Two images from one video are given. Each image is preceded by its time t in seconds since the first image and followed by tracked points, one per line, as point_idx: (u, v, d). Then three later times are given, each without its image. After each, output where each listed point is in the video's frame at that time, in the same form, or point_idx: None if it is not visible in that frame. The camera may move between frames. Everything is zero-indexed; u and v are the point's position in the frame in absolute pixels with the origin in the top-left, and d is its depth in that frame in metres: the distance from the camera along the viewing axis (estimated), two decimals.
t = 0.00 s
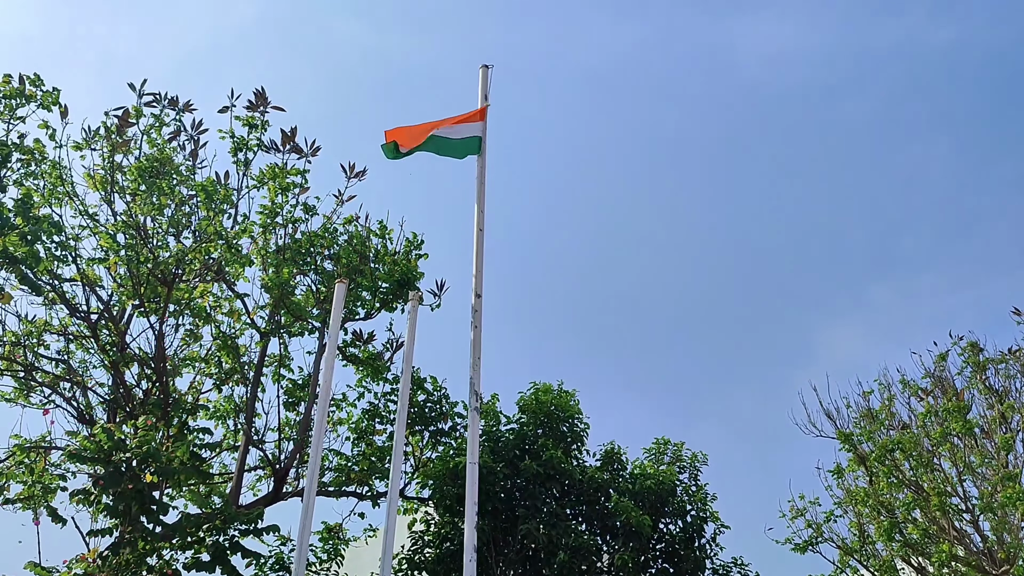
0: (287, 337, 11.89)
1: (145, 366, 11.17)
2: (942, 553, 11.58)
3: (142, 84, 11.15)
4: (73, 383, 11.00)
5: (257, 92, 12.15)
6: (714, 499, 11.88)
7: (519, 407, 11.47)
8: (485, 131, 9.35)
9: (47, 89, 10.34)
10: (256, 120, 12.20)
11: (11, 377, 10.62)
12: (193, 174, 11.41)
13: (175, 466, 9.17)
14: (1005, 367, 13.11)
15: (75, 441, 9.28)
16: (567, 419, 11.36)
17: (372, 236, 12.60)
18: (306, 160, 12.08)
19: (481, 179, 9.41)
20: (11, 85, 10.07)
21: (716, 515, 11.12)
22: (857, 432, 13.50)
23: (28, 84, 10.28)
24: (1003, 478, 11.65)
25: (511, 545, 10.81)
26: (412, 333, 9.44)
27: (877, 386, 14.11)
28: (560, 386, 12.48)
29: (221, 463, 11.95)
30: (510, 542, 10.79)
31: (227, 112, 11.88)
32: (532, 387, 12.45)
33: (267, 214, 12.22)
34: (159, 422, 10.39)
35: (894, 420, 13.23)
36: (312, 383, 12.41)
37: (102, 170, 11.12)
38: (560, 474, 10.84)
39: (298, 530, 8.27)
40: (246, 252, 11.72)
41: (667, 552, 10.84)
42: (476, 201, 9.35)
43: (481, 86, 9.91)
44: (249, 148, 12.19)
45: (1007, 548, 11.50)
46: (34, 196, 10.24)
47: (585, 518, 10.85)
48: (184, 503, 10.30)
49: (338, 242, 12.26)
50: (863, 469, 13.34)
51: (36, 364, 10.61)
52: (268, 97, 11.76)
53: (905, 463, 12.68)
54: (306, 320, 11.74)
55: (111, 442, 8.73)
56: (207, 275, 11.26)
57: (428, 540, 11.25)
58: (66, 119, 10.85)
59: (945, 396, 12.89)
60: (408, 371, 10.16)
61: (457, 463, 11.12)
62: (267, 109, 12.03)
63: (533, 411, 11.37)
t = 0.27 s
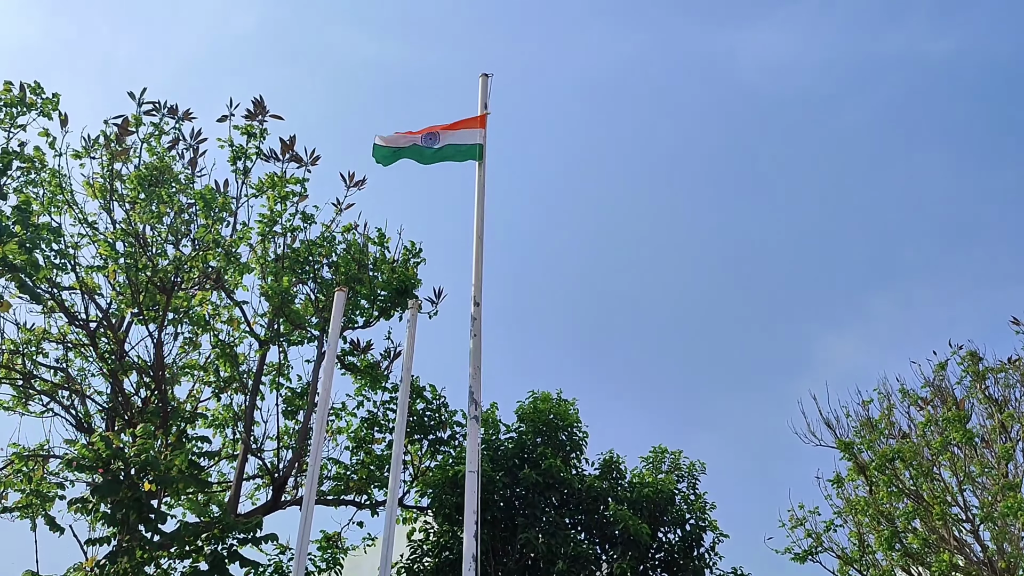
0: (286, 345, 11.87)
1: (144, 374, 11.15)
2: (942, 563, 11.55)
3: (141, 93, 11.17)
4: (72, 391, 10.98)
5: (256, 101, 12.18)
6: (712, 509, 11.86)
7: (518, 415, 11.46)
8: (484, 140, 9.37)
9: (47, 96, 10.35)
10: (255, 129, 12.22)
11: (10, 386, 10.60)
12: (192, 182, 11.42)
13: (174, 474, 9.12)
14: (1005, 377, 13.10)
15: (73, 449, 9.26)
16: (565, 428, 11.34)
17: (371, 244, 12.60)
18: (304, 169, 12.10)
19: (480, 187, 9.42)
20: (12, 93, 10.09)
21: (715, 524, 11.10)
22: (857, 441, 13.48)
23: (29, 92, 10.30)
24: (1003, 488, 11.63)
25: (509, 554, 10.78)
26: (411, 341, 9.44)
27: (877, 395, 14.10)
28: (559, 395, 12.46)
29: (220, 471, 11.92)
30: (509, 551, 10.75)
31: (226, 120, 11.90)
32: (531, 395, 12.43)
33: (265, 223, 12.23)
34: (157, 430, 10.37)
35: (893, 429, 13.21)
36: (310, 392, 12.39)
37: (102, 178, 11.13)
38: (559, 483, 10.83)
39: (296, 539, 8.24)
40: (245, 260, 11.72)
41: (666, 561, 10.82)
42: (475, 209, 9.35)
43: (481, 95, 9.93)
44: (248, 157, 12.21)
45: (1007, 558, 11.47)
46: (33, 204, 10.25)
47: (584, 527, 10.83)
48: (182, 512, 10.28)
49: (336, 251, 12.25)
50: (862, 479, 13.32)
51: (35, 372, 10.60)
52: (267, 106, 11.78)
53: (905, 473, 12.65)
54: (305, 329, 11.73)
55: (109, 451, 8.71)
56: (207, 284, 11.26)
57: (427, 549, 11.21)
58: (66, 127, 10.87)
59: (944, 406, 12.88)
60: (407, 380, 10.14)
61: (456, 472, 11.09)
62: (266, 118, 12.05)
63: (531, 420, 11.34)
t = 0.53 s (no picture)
0: (284, 351, 11.85)
1: (143, 379, 11.13)
2: (942, 569, 11.53)
3: (140, 98, 11.18)
4: (70, 397, 10.95)
5: (254, 106, 12.18)
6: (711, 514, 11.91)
7: (517, 421, 11.42)
8: (484, 145, 9.37)
9: (44, 100, 10.35)
10: (254, 134, 12.22)
11: (9, 391, 10.58)
12: (191, 188, 11.42)
13: (173, 479, 9.06)
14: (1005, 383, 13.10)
15: (72, 455, 9.24)
16: (564, 433, 11.34)
17: (370, 249, 12.60)
18: (303, 174, 12.10)
19: (480, 193, 9.42)
20: (9, 97, 10.08)
21: (714, 530, 11.07)
22: (857, 447, 13.46)
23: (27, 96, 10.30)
24: (1003, 494, 11.61)
25: (508, 560, 10.75)
26: (410, 346, 9.43)
27: (877, 401, 14.09)
28: (557, 400, 12.44)
29: (218, 477, 11.89)
30: (509, 557, 10.72)
31: (224, 126, 11.90)
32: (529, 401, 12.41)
33: (264, 228, 12.22)
34: (156, 435, 10.36)
35: (893, 435, 13.20)
36: (310, 397, 12.37)
37: (101, 184, 11.12)
38: (559, 489, 10.81)
39: (294, 545, 8.22)
40: (244, 265, 11.72)
41: (665, 567, 10.79)
42: (475, 214, 9.35)
43: (481, 101, 9.93)
44: (246, 162, 12.20)
45: (1008, 564, 11.44)
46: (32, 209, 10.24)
47: (583, 533, 10.79)
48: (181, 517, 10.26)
49: (334, 257, 12.22)
50: (863, 485, 13.30)
51: (34, 378, 10.58)
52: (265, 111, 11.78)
53: (906, 479, 12.63)
54: (304, 334, 11.71)
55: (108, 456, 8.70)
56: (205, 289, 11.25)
57: (426, 555, 11.18)
58: (65, 132, 10.87)
59: (945, 412, 12.87)
60: (406, 385, 10.13)
61: (455, 478, 11.07)
62: (265, 123, 12.06)
63: (530, 426, 11.31)
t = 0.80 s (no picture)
0: (283, 354, 11.83)
1: (141, 382, 11.12)
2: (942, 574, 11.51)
3: (139, 102, 11.25)
4: (69, 400, 10.95)
5: (252, 109, 12.18)
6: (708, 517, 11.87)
7: (515, 424, 11.39)
8: (484, 148, 9.37)
9: (38, 100, 10.35)
10: (252, 137, 12.22)
11: (7, 394, 10.57)
12: (190, 190, 11.42)
13: (171, 483, 9.05)
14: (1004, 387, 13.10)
15: (70, 458, 9.23)
16: (562, 436, 11.30)
17: (368, 252, 12.60)
18: (301, 176, 12.10)
19: (479, 196, 9.42)
20: (4, 99, 10.09)
21: (712, 532, 11.06)
22: (857, 451, 13.45)
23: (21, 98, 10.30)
24: (1003, 499, 11.61)
25: (507, 564, 10.73)
26: (409, 350, 9.42)
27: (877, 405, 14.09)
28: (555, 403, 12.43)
29: (217, 480, 11.88)
30: (507, 561, 10.72)
31: (223, 128, 11.90)
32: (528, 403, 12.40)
33: (263, 231, 12.23)
34: (155, 438, 10.36)
35: (893, 439, 13.20)
36: (309, 400, 12.37)
37: (99, 187, 11.12)
38: (557, 492, 10.79)
39: (293, 549, 8.20)
40: (243, 268, 11.73)
41: (664, 570, 10.79)
42: (474, 218, 9.35)
43: (480, 104, 9.93)
44: (245, 165, 12.20)
45: (1007, 569, 11.43)
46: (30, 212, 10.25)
47: (582, 536, 10.75)
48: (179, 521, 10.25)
49: (334, 259, 12.22)
50: (862, 489, 13.30)
51: (33, 381, 10.57)
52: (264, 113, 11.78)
53: (905, 483, 12.62)
54: (302, 337, 11.71)
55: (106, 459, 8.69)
56: (204, 292, 11.25)
57: (425, 558, 11.17)
58: (63, 135, 10.88)
59: (944, 416, 12.87)
60: (405, 388, 10.11)
61: (454, 481, 11.06)
62: (263, 126, 12.06)
63: (528, 428, 11.29)
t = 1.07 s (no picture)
0: (283, 355, 11.83)
1: (141, 383, 11.12)
2: None
3: (139, 103, 11.24)
4: (68, 401, 10.95)
5: (251, 110, 12.18)
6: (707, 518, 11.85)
7: (513, 426, 11.37)
8: (484, 150, 9.38)
9: (33, 99, 10.35)
10: (252, 138, 12.23)
11: (7, 395, 10.56)
12: (189, 191, 11.42)
13: (171, 484, 9.07)
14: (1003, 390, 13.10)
15: (70, 460, 9.22)
16: (560, 437, 11.29)
17: (368, 253, 12.60)
18: (301, 177, 12.11)
19: (479, 198, 9.42)
20: None
21: (711, 533, 11.06)
22: (857, 453, 13.45)
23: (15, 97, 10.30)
24: (1003, 501, 11.60)
25: (507, 566, 10.73)
26: (409, 351, 9.42)
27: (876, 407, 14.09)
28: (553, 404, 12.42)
29: (217, 481, 11.88)
30: (507, 562, 10.71)
31: (222, 129, 11.90)
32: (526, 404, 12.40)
33: (263, 232, 12.23)
34: (154, 439, 10.36)
35: (892, 442, 13.20)
36: (308, 401, 12.37)
37: (98, 188, 11.12)
38: (556, 494, 10.78)
39: (293, 550, 8.20)
40: (243, 269, 11.72)
41: (662, 572, 10.79)
42: (473, 220, 9.36)
43: (480, 105, 9.94)
44: (244, 166, 12.21)
45: (1007, 571, 11.42)
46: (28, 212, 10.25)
47: (581, 538, 10.77)
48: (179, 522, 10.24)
49: (334, 260, 12.23)
50: (861, 491, 13.30)
51: (32, 382, 10.57)
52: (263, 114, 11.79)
53: (905, 485, 12.62)
54: (302, 338, 11.71)
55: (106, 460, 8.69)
56: (203, 293, 11.25)
57: (424, 560, 11.16)
58: (61, 136, 10.88)
59: (943, 419, 12.87)
60: (405, 390, 10.11)
61: (453, 483, 11.05)
62: (263, 127, 12.07)
63: (526, 430, 11.28)
